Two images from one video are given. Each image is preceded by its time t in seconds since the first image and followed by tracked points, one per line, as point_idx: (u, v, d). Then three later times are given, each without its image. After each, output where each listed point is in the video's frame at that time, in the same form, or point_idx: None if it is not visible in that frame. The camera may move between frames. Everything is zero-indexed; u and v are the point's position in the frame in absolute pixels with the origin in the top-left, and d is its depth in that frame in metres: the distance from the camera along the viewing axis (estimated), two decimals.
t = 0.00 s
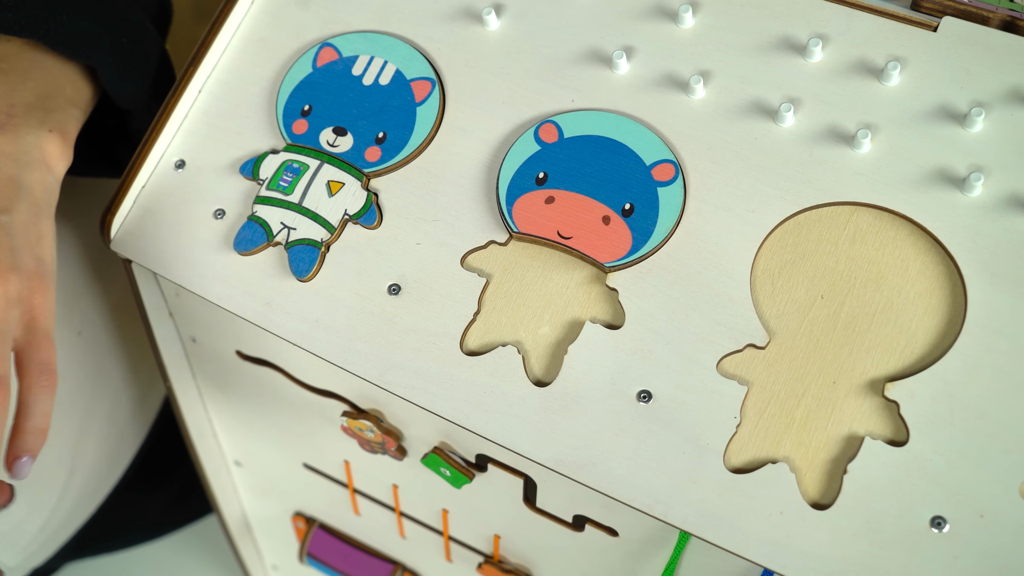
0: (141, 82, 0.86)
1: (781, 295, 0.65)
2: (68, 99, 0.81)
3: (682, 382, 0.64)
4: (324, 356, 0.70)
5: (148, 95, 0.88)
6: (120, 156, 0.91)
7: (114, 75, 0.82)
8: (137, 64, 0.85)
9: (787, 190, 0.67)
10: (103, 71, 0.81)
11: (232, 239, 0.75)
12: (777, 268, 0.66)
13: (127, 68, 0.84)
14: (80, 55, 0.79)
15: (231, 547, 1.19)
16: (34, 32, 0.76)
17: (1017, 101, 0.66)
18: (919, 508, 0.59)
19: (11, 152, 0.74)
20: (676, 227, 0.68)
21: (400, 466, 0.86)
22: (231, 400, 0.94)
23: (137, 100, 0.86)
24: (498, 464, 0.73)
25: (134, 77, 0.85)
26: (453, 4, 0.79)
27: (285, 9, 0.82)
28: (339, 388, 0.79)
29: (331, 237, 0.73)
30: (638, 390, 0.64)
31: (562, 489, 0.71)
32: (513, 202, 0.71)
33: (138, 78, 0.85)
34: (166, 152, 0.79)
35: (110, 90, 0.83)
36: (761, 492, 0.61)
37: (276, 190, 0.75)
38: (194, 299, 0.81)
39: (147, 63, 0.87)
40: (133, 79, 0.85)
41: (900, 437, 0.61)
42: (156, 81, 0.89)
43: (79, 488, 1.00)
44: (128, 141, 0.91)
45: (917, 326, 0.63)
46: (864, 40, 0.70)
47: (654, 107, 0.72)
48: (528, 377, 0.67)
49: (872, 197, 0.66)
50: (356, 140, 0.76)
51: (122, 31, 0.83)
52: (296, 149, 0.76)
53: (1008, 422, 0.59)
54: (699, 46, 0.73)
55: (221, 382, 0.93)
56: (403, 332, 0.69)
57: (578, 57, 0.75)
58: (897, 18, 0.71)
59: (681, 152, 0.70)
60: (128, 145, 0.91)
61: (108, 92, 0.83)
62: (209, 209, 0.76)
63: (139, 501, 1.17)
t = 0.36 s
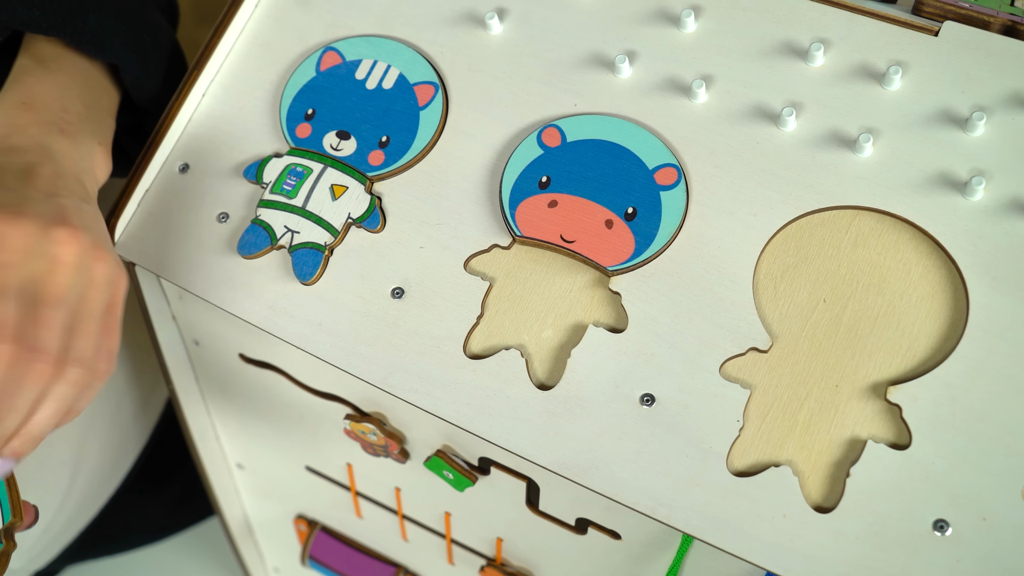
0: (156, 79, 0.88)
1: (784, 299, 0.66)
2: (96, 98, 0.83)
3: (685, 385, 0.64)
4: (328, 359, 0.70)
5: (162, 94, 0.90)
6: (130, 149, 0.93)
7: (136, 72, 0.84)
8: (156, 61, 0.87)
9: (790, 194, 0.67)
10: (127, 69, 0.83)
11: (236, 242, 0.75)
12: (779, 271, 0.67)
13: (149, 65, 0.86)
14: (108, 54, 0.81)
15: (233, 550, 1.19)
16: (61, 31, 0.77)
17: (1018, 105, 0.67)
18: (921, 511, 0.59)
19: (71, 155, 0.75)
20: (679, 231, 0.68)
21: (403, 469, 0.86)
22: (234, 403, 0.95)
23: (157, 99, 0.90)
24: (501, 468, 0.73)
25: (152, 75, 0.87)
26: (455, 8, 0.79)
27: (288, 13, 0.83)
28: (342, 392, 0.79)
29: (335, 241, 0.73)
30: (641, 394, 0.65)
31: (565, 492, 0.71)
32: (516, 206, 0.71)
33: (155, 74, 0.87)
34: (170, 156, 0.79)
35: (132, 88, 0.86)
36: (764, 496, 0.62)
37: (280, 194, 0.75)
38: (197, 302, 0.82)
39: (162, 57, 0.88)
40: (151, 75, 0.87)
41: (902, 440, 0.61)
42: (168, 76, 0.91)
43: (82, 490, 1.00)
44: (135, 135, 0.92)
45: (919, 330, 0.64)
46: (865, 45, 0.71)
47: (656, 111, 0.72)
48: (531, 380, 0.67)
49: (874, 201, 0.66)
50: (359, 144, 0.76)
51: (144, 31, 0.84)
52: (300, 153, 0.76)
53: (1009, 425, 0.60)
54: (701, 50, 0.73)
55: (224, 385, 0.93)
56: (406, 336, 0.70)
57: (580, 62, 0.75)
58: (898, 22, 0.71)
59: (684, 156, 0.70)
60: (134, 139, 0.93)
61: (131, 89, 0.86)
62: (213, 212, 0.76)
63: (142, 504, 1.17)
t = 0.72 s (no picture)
0: (162, 80, 0.89)
1: (785, 304, 0.66)
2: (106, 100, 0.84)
3: (686, 390, 0.64)
4: (329, 363, 0.70)
5: (168, 95, 0.91)
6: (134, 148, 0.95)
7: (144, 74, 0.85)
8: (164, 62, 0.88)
9: (791, 200, 0.67)
10: (136, 71, 0.84)
11: (237, 246, 0.75)
12: (780, 276, 0.67)
13: (158, 68, 0.87)
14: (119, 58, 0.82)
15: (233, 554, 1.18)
16: (72, 35, 0.78)
17: (1019, 112, 0.67)
18: (922, 516, 0.59)
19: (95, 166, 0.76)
20: (680, 236, 0.68)
21: (403, 474, 0.86)
22: (235, 407, 0.95)
23: (163, 100, 0.91)
24: (502, 472, 0.73)
25: (159, 77, 0.88)
26: (458, 13, 0.79)
27: (290, 17, 0.83)
28: (343, 396, 0.79)
29: (336, 245, 0.73)
30: (642, 399, 0.65)
31: (566, 497, 0.71)
32: (517, 211, 0.71)
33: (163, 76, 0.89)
34: (172, 160, 0.79)
35: (139, 88, 0.87)
36: (766, 501, 0.62)
37: (281, 198, 0.75)
38: (199, 306, 0.82)
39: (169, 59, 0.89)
40: (159, 77, 0.88)
41: (903, 445, 0.61)
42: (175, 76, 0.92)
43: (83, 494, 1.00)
44: (139, 138, 0.94)
45: (920, 335, 0.64)
46: (867, 51, 0.71)
47: (658, 116, 0.72)
48: (533, 385, 0.67)
49: (875, 206, 0.66)
50: (361, 149, 0.76)
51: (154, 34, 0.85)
52: (302, 157, 0.76)
53: (1011, 431, 0.59)
54: (703, 56, 0.73)
55: (225, 389, 0.93)
56: (408, 340, 0.70)
57: (582, 67, 0.75)
58: (899, 28, 0.71)
59: (685, 161, 0.70)
60: (140, 141, 0.95)
61: (138, 89, 0.87)
62: (215, 217, 0.77)
63: (142, 508, 1.17)
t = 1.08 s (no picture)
0: (158, 85, 0.88)
1: (788, 303, 0.66)
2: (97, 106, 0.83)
3: (688, 390, 0.64)
4: (330, 362, 0.70)
5: (165, 100, 0.90)
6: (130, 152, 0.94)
7: (136, 78, 0.85)
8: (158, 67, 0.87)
9: (793, 199, 0.67)
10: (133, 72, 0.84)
11: (238, 245, 0.75)
12: (783, 275, 0.66)
13: (152, 73, 0.86)
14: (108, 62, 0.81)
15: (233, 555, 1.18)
16: (59, 38, 0.77)
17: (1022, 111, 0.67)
18: (925, 516, 0.59)
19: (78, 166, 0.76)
20: (682, 235, 0.68)
21: (404, 473, 0.86)
22: (235, 407, 0.94)
23: (160, 105, 0.90)
24: (503, 471, 0.73)
25: (154, 81, 0.87)
26: (459, 12, 0.79)
27: (290, 16, 0.82)
28: (344, 395, 0.79)
29: (337, 244, 0.73)
30: (645, 398, 0.64)
31: (568, 496, 0.71)
32: (519, 210, 0.71)
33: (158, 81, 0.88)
34: (172, 160, 0.79)
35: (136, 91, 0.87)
36: (768, 501, 0.61)
37: (282, 197, 0.75)
38: (199, 305, 0.81)
39: (166, 64, 0.88)
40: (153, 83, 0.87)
41: (906, 445, 0.61)
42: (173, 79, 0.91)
43: (83, 494, 1.00)
44: (135, 139, 0.94)
45: (923, 335, 0.64)
46: (869, 50, 0.71)
47: (660, 115, 0.72)
48: (534, 384, 0.67)
49: (878, 205, 0.66)
50: (362, 147, 0.76)
51: (144, 37, 0.84)
52: (303, 156, 0.76)
53: (1014, 430, 0.59)
54: (705, 55, 0.73)
55: (225, 389, 0.93)
56: (409, 339, 0.69)
57: (584, 66, 0.75)
58: (902, 27, 0.71)
59: (687, 160, 0.70)
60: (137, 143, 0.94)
61: (132, 95, 0.86)
62: (215, 215, 0.76)
63: (141, 509, 1.17)
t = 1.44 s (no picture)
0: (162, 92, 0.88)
1: (787, 295, 0.65)
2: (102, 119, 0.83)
3: (687, 382, 0.64)
4: (330, 355, 0.70)
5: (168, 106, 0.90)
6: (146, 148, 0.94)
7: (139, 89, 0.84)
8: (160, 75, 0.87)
9: (792, 192, 0.67)
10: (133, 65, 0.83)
11: (238, 238, 0.75)
12: (782, 268, 0.66)
13: (150, 81, 0.85)
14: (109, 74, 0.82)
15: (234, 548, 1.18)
16: (56, 48, 0.76)
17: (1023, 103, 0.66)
18: (924, 508, 0.59)
19: (69, 188, 0.78)
20: (682, 227, 0.68)
21: (404, 466, 0.86)
22: (236, 400, 0.94)
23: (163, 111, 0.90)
24: (503, 464, 0.73)
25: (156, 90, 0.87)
26: (459, 4, 0.79)
27: (290, 9, 0.82)
28: (343, 388, 0.79)
29: (337, 237, 0.73)
30: (644, 390, 0.64)
31: (567, 489, 0.71)
32: (518, 202, 0.71)
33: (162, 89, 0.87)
34: (172, 152, 0.79)
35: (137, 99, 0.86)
36: (767, 493, 0.61)
37: (281, 190, 0.75)
38: (199, 298, 0.82)
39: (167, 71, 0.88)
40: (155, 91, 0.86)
41: (906, 437, 0.61)
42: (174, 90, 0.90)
43: (84, 487, 1.00)
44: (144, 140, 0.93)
45: (922, 327, 0.63)
46: (869, 42, 0.70)
47: (660, 108, 0.72)
48: (533, 377, 0.67)
49: (878, 198, 0.66)
50: (361, 140, 0.76)
51: (144, 44, 0.84)
52: (302, 149, 0.76)
53: (1013, 423, 0.59)
54: (704, 47, 0.73)
55: (225, 382, 0.93)
56: (408, 333, 0.69)
57: (583, 58, 0.75)
58: (902, 19, 0.71)
59: (687, 152, 0.70)
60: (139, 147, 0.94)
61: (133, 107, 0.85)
62: (215, 208, 0.76)
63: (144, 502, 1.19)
